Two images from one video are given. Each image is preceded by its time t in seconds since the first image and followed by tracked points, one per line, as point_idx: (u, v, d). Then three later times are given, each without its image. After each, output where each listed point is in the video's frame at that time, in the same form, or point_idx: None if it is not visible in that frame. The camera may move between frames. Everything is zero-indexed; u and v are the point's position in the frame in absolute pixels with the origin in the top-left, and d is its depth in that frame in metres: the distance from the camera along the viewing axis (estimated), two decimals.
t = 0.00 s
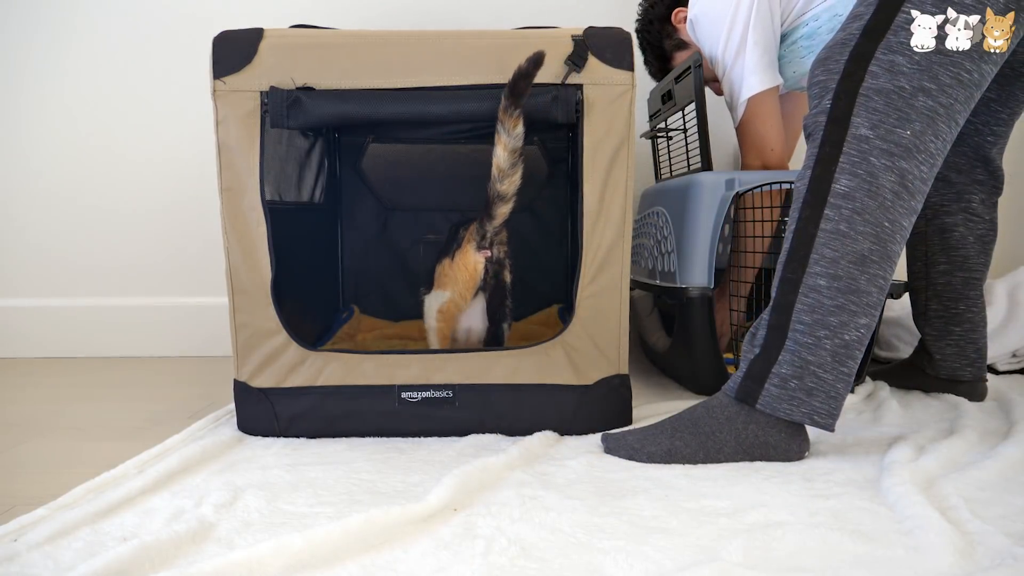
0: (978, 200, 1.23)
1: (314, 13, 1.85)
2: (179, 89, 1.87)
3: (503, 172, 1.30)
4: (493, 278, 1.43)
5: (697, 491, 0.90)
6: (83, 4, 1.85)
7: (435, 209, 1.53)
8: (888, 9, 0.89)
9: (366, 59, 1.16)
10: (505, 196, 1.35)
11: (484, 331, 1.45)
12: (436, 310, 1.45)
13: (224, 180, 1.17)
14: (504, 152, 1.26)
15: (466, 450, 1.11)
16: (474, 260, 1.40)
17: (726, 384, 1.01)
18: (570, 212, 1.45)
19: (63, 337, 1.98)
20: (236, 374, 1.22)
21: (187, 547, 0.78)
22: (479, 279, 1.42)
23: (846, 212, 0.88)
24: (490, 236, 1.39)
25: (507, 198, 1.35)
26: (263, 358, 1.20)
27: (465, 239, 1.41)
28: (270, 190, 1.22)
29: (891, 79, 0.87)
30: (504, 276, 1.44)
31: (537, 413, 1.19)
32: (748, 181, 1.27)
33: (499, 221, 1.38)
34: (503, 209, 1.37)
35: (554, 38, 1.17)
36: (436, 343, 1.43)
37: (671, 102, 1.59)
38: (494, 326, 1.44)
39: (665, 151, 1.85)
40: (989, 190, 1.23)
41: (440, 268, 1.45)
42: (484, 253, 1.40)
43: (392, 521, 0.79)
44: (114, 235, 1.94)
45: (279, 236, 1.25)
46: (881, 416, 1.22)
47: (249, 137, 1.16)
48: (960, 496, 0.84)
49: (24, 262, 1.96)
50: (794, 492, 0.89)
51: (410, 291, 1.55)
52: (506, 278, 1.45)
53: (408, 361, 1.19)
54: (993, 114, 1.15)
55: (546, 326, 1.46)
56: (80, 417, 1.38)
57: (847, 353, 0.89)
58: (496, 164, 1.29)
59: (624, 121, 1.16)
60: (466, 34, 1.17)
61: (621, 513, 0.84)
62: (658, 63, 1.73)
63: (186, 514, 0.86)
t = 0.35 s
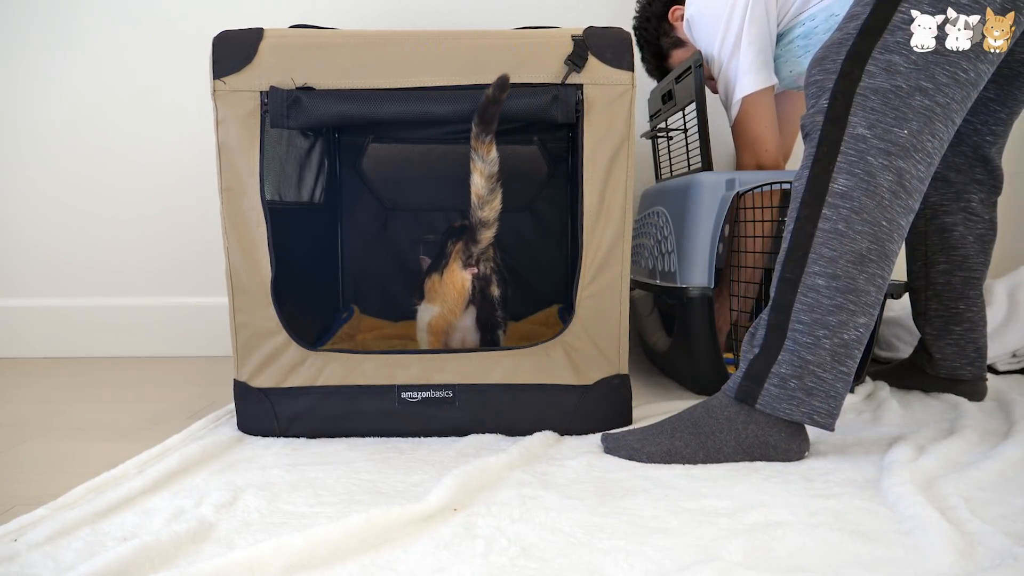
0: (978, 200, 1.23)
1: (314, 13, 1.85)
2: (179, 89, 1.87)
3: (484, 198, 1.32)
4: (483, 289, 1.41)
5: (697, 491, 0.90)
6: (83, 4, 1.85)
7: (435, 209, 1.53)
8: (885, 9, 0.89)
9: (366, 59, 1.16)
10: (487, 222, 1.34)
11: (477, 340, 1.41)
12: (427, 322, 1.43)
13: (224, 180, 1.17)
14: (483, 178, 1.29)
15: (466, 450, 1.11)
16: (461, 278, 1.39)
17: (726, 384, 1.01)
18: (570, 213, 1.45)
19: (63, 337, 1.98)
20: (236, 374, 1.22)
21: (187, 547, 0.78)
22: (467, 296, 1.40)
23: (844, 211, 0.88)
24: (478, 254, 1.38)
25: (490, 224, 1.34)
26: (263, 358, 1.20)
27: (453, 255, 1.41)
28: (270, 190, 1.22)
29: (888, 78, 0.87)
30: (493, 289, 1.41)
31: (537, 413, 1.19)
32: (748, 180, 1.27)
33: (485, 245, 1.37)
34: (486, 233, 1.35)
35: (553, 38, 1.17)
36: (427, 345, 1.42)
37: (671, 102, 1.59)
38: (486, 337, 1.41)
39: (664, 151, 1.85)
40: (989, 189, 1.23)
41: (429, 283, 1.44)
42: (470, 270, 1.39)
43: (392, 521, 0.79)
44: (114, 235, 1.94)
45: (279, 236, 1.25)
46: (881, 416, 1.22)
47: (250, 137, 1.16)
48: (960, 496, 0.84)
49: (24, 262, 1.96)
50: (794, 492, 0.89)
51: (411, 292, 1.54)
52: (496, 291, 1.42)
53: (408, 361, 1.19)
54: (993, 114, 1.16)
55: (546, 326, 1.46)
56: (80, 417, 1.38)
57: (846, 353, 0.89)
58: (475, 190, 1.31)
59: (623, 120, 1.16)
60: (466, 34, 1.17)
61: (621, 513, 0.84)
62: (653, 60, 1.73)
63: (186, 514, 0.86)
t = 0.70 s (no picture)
0: (981, 198, 1.23)
1: (314, 13, 1.85)
2: (178, 89, 1.87)
3: (484, 197, 1.31)
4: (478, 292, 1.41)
5: (697, 491, 0.90)
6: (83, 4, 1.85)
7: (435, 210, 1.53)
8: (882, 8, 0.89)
9: (366, 58, 1.16)
10: (486, 223, 1.33)
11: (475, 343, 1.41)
12: (426, 323, 1.43)
13: (224, 180, 1.17)
14: (484, 177, 1.28)
15: (466, 450, 1.11)
16: (458, 280, 1.40)
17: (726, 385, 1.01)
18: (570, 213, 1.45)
19: (63, 337, 1.98)
20: (236, 374, 1.22)
21: (186, 547, 0.78)
22: (464, 299, 1.40)
23: (843, 212, 0.88)
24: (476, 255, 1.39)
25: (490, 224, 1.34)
26: (263, 358, 1.20)
27: (450, 258, 1.41)
28: (270, 190, 1.22)
29: (886, 77, 0.87)
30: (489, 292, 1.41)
31: (536, 413, 1.19)
32: (748, 181, 1.27)
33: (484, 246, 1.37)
34: (486, 235, 1.35)
35: (553, 38, 1.17)
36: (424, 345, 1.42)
37: (671, 102, 1.59)
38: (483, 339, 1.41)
39: (664, 151, 1.85)
40: (991, 186, 1.22)
41: (425, 285, 1.44)
42: (467, 273, 1.39)
43: (391, 521, 0.79)
44: (114, 235, 1.94)
45: (279, 236, 1.25)
46: (881, 416, 1.22)
47: (250, 137, 1.16)
48: (960, 496, 0.84)
49: (24, 262, 1.96)
50: (794, 492, 0.89)
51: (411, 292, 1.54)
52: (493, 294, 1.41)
53: (408, 361, 1.19)
54: (995, 108, 1.16)
55: (546, 326, 1.46)
56: (80, 417, 1.38)
57: (845, 353, 0.89)
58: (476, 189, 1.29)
59: (622, 120, 1.16)
60: (466, 34, 1.17)
61: (621, 513, 0.84)
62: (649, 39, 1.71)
63: (186, 514, 0.86)
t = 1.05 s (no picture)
0: (982, 204, 1.23)
1: (314, 13, 1.85)
2: (178, 89, 1.87)
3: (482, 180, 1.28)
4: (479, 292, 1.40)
5: (697, 491, 0.90)
6: (83, 4, 1.85)
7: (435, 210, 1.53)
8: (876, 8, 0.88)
9: (366, 58, 1.16)
10: (486, 205, 1.32)
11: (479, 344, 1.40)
12: (424, 323, 1.43)
13: (224, 180, 1.17)
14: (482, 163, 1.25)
15: (466, 450, 1.11)
16: (459, 278, 1.39)
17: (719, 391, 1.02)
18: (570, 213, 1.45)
19: (63, 337, 1.98)
20: (236, 374, 1.22)
21: (186, 547, 0.78)
22: (464, 295, 1.39)
23: (840, 223, 0.89)
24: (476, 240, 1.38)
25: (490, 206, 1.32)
26: (263, 358, 1.20)
27: (451, 254, 1.40)
28: (270, 190, 1.22)
29: (885, 83, 0.87)
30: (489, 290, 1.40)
31: (536, 413, 1.19)
32: (748, 181, 1.27)
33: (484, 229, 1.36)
34: (486, 217, 1.33)
35: (554, 38, 1.17)
36: (425, 345, 1.41)
37: (671, 102, 1.59)
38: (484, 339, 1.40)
39: (664, 151, 1.85)
40: (996, 189, 1.22)
41: (424, 284, 1.43)
42: (467, 269, 1.38)
43: (391, 521, 0.79)
44: (114, 236, 1.94)
45: (279, 237, 1.25)
46: (881, 416, 1.22)
47: (250, 137, 1.16)
48: (960, 496, 0.84)
49: (24, 262, 1.96)
50: (794, 492, 0.89)
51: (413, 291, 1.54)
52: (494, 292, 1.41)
53: (408, 361, 1.19)
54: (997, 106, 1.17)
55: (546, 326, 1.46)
56: (80, 417, 1.38)
57: (838, 364, 0.91)
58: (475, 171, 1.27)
59: (622, 121, 1.16)
60: (467, 34, 1.17)
61: (621, 513, 0.84)
62: None
63: (186, 514, 0.86)
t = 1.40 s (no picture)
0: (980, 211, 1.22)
1: (314, 13, 1.85)
2: (178, 89, 1.87)
3: (501, 156, 1.29)
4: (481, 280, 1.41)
5: (697, 491, 0.90)
6: (83, 4, 1.85)
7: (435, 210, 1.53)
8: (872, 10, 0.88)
9: (365, 58, 1.16)
10: (498, 174, 1.33)
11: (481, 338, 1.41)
12: (424, 319, 1.43)
13: (224, 180, 1.17)
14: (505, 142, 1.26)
15: (466, 450, 1.11)
16: (461, 262, 1.40)
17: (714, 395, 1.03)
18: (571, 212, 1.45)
19: (64, 337, 1.98)
20: (236, 374, 1.22)
21: (186, 547, 0.78)
22: (465, 282, 1.40)
23: (841, 233, 0.89)
24: (478, 217, 1.38)
25: (500, 177, 1.33)
26: (263, 358, 1.20)
27: (453, 240, 1.41)
28: (270, 190, 1.22)
29: (886, 89, 0.87)
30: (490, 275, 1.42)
31: (536, 413, 1.19)
32: (747, 181, 1.27)
33: (488, 200, 1.36)
34: (496, 185, 1.34)
35: (554, 37, 1.17)
36: (424, 345, 1.41)
37: (671, 102, 1.59)
38: (485, 328, 1.41)
39: (664, 151, 1.85)
40: (994, 188, 1.21)
41: (425, 273, 1.44)
42: (469, 253, 1.39)
43: (391, 521, 0.79)
44: (114, 236, 1.94)
45: (279, 237, 1.25)
46: (881, 416, 1.22)
47: (249, 137, 1.16)
48: (960, 496, 0.84)
49: (23, 262, 1.96)
50: (794, 492, 0.89)
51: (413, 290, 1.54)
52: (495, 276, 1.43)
53: (408, 361, 1.19)
54: (988, 105, 1.18)
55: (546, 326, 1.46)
56: (80, 417, 1.38)
57: (833, 372, 0.92)
58: (496, 146, 1.27)
59: (623, 121, 1.16)
60: (467, 34, 1.17)
61: (621, 513, 0.84)
62: None
63: (186, 514, 0.86)
